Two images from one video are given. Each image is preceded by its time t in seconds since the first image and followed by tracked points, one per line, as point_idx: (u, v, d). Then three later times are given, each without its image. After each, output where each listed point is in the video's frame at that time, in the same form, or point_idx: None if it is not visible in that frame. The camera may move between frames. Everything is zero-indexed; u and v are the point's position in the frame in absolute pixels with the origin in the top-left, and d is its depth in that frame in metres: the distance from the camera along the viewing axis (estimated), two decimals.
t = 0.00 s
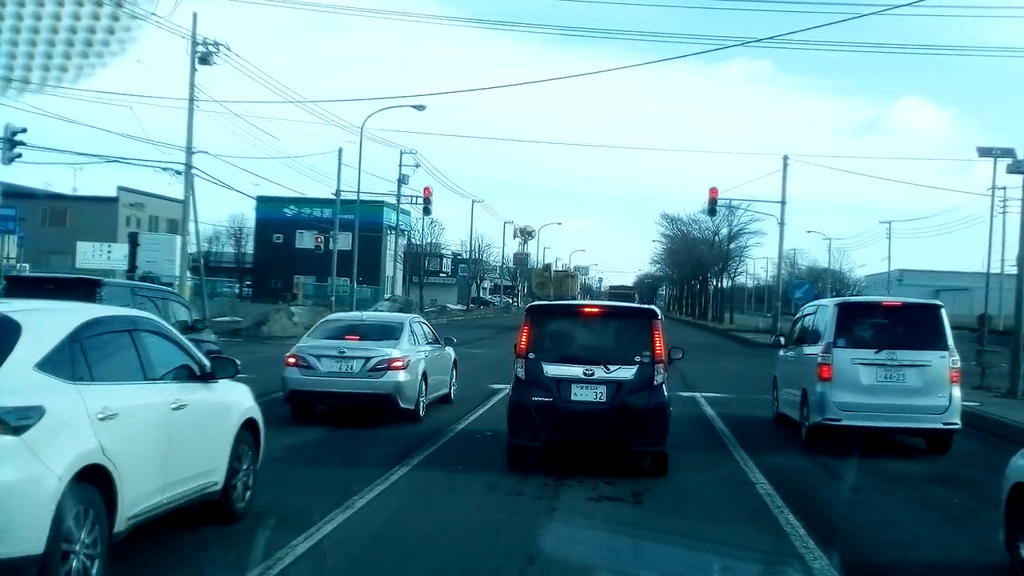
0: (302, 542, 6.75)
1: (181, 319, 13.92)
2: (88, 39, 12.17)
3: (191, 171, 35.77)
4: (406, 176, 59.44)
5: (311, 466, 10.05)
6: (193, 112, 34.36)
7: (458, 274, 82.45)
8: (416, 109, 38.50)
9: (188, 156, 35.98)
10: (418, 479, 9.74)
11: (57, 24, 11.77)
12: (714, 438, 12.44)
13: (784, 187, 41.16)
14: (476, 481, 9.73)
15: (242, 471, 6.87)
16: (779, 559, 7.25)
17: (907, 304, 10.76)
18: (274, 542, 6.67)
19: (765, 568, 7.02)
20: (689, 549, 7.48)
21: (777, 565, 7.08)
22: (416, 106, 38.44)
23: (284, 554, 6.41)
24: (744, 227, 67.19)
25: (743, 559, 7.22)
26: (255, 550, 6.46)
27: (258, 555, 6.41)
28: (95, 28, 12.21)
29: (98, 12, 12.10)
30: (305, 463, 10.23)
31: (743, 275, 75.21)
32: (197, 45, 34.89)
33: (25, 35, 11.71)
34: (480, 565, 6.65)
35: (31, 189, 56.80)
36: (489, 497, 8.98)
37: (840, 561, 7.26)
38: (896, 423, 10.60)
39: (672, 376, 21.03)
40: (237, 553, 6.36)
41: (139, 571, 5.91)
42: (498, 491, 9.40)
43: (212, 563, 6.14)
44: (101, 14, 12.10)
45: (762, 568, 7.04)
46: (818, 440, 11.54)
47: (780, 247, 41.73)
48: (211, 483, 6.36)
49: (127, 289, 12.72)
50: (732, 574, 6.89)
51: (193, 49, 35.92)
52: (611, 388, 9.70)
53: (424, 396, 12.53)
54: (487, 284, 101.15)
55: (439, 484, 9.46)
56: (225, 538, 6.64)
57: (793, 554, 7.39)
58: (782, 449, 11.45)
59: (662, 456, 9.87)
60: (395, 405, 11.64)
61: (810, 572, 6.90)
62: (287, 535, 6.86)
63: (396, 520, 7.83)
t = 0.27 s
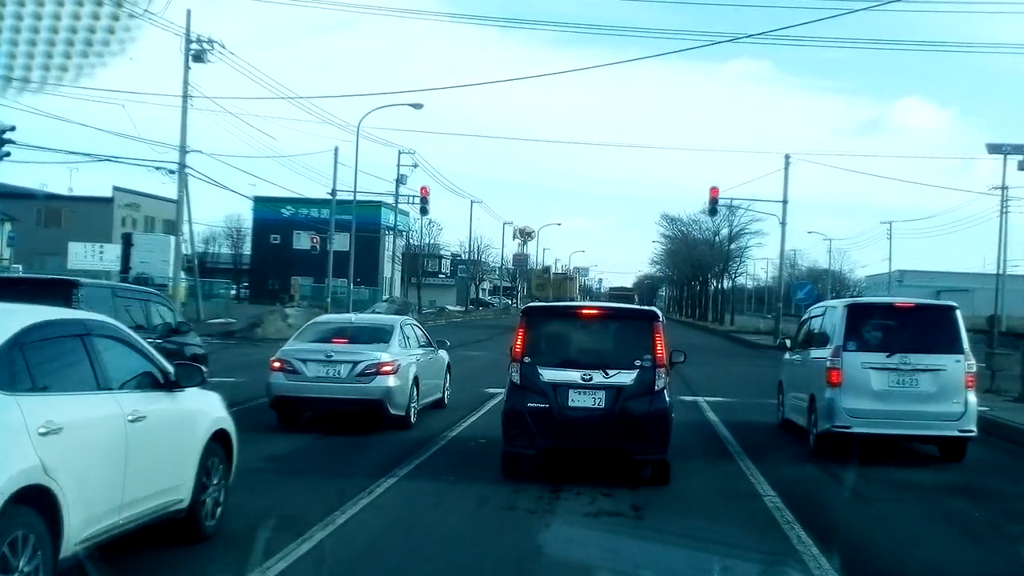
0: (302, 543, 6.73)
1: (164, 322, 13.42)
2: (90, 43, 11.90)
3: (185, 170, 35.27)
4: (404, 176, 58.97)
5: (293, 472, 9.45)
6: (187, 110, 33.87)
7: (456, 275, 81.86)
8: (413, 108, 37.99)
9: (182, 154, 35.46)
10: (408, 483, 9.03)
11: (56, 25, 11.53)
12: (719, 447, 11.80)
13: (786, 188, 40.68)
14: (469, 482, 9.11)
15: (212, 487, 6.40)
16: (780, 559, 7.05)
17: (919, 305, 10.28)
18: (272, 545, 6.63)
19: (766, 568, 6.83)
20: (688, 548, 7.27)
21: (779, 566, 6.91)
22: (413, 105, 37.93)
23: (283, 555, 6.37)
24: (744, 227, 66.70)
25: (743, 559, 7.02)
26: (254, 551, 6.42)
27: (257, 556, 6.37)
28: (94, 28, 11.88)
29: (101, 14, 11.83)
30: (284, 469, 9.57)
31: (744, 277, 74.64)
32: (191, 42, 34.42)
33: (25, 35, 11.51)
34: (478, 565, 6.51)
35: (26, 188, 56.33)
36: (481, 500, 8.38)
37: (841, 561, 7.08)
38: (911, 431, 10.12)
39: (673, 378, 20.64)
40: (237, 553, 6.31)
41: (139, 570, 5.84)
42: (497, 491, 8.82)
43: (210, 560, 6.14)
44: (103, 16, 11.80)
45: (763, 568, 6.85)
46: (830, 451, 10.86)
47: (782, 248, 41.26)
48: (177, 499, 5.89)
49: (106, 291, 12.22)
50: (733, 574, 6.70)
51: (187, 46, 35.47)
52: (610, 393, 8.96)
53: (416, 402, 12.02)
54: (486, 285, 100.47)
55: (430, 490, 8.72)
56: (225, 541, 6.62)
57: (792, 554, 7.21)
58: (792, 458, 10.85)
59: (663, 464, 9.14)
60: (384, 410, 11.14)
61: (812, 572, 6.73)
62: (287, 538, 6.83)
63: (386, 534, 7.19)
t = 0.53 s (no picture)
0: (302, 543, 6.71)
1: (148, 323, 13.00)
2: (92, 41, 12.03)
3: (179, 168, 34.84)
4: (402, 175, 58.57)
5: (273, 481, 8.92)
6: (181, 108, 33.47)
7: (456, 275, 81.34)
8: (411, 106, 37.57)
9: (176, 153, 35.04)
10: (395, 494, 8.47)
11: (57, 24, 11.62)
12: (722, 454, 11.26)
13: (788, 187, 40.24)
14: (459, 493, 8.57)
15: (180, 501, 5.97)
16: (780, 559, 6.91)
17: (933, 305, 9.82)
18: (272, 545, 6.62)
19: (766, 568, 6.69)
20: (686, 548, 7.13)
21: (778, 565, 6.77)
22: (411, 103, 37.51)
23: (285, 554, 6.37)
24: (745, 227, 66.21)
25: (742, 558, 6.88)
26: (253, 551, 6.42)
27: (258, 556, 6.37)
28: (94, 28, 12.00)
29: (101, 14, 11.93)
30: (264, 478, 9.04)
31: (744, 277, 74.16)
32: (185, 39, 34.05)
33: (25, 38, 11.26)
34: (475, 564, 6.43)
35: (22, 188, 56.00)
36: (472, 512, 7.84)
37: (842, 562, 6.92)
38: (924, 438, 9.65)
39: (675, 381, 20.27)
40: (234, 553, 6.32)
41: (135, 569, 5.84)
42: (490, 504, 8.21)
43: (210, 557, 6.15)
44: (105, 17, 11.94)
45: (763, 568, 6.71)
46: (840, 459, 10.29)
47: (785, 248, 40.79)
48: (140, 515, 5.46)
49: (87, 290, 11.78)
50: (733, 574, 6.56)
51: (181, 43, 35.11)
52: (610, 398, 8.37)
53: (408, 406, 11.54)
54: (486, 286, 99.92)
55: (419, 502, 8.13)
56: (224, 542, 6.64)
57: (791, 554, 7.08)
58: (800, 467, 10.31)
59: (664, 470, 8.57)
60: (374, 415, 10.66)
61: (811, 572, 6.59)
62: (288, 537, 6.83)
63: (377, 541, 6.88)
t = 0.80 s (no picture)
0: (302, 543, 6.80)
1: (131, 325, 12.66)
2: (93, 43, 10.51)
3: (174, 168, 34.42)
4: (401, 176, 58.28)
5: (254, 490, 8.45)
6: (175, 107, 33.08)
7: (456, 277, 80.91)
8: (409, 106, 37.15)
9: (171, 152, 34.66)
10: (382, 504, 8.01)
11: (58, 24, 10.12)
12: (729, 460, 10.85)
13: (790, 187, 39.81)
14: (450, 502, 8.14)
15: (146, 518, 5.54)
16: (778, 559, 6.90)
17: (946, 306, 9.41)
18: (273, 545, 6.72)
19: (764, 568, 6.68)
20: (687, 548, 7.12)
21: (779, 565, 6.75)
22: (408, 103, 37.10)
23: (284, 556, 6.45)
24: (746, 227, 65.80)
25: (743, 558, 6.88)
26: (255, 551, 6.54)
27: (257, 558, 6.44)
28: (96, 29, 10.44)
29: (105, 11, 10.34)
30: (245, 488, 8.57)
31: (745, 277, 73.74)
32: (180, 37, 33.68)
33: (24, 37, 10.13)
34: (473, 561, 6.50)
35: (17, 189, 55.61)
36: (464, 524, 7.42)
37: (842, 562, 6.91)
38: (937, 444, 9.24)
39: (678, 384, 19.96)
40: (236, 554, 6.44)
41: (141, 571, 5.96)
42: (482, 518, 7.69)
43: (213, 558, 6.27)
44: (108, 15, 10.35)
45: (761, 568, 6.70)
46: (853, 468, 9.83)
47: (787, 247, 40.45)
48: (101, 534, 5.05)
49: (69, 290, 11.41)
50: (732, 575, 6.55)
51: (176, 42, 34.76)
52: (609, 403, 7.93)
53: (399, 411, 11.12)
54: (486, 287, 99.41)
55: (405, 515, 7.68)
56: (226, 543, 6.76)
57: (791, 553, 7.07)
58: (809, 476, 9.85)
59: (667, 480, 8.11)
60: (364, 421, 10.25)
61: (811, 571, 6.58)
62: (288, 539, 6.91)
63: (376, 542, 6.88)
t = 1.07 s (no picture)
0: (301, 543, 6.88)
1: (115, 327, 12.28)
2: (94, 42, 10.40)
3: (168, 167, 34.03)
4: (400, 176, 57.99)
5: (233, 502, 8.04)
6: (170, 106, 32.70)
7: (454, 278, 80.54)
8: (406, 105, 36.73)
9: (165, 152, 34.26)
10: (368, 518, 7.62)
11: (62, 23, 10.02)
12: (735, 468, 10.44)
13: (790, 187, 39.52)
14: (440, 514, 7.76)
15: (108, 536, 5.14)
16: (779, 559, 6.95)
17: (959, 309, 9.03)
18: (272, 545, 6.82)
19: (765, 568, 6.73)
20: (687, 547, 7.18)
21: (779, 565, 6.81)
22: (406, 103, 36.68)
23: (285, 555, 6.57)
24: (746, 228, 65.50)
25: (745, 558, 6.92)
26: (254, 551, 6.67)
27: (258, 557, 6.57)
28: (97, 29, 10.29)
29: (106, 11, 10.23)
30: (223, 499, 8.16)
31: (746, 279, 73.44)
32: (174, 35, 33.30)
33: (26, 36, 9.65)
34: (471, 559, 6.60)
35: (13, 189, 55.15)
36: (452, 541, 6.98)
37: (839, 561, 6.98)
38: (950, 453, 8.84)
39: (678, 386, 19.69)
40: (235, 554, 6.57)
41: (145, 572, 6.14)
42: (471, 530, 7.32)
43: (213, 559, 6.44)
44: (109, 14, 10.22)
45: (762, 568, 6.75)
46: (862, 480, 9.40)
47: (788, 249, 40.15)
48: (58, 552, 4.65)
49: (48, 291, 11.04)
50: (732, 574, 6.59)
51: (170, 40, 34.38)
52: (607, 410, 7.54)
53: (390, 416, 10.73)
54: (484, 288, 98.98)
55: (391, 528, 7.29)
56: (226, 543, 6.89)
57: (790, 553, 7.15)
58: (817, 485, 9.43)
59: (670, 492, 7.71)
60: (354, 426, 9.86)
61: (812, 572, 6.64)
62: (289, 539, 7.01)
63: (377, 542, 6.93)
